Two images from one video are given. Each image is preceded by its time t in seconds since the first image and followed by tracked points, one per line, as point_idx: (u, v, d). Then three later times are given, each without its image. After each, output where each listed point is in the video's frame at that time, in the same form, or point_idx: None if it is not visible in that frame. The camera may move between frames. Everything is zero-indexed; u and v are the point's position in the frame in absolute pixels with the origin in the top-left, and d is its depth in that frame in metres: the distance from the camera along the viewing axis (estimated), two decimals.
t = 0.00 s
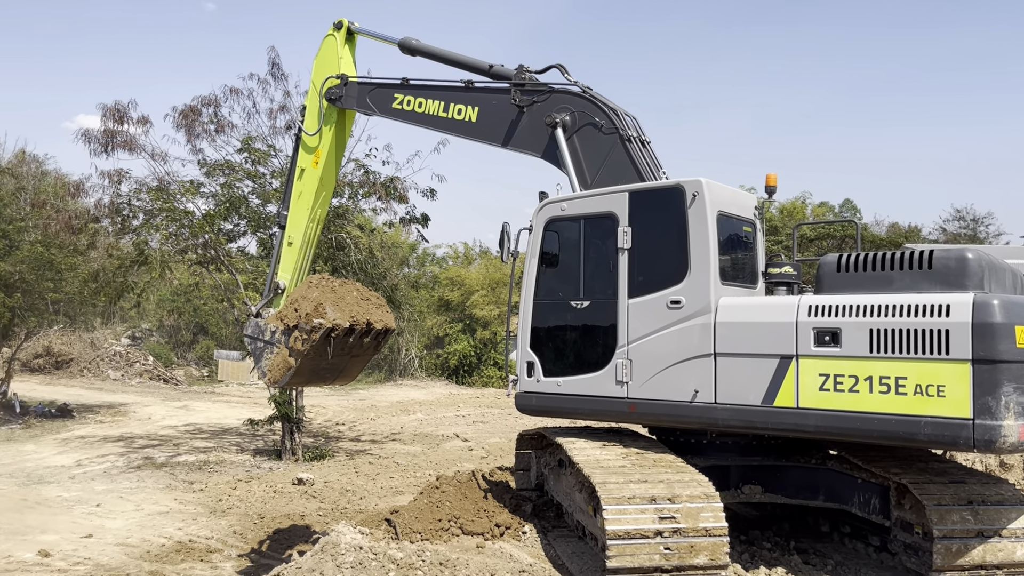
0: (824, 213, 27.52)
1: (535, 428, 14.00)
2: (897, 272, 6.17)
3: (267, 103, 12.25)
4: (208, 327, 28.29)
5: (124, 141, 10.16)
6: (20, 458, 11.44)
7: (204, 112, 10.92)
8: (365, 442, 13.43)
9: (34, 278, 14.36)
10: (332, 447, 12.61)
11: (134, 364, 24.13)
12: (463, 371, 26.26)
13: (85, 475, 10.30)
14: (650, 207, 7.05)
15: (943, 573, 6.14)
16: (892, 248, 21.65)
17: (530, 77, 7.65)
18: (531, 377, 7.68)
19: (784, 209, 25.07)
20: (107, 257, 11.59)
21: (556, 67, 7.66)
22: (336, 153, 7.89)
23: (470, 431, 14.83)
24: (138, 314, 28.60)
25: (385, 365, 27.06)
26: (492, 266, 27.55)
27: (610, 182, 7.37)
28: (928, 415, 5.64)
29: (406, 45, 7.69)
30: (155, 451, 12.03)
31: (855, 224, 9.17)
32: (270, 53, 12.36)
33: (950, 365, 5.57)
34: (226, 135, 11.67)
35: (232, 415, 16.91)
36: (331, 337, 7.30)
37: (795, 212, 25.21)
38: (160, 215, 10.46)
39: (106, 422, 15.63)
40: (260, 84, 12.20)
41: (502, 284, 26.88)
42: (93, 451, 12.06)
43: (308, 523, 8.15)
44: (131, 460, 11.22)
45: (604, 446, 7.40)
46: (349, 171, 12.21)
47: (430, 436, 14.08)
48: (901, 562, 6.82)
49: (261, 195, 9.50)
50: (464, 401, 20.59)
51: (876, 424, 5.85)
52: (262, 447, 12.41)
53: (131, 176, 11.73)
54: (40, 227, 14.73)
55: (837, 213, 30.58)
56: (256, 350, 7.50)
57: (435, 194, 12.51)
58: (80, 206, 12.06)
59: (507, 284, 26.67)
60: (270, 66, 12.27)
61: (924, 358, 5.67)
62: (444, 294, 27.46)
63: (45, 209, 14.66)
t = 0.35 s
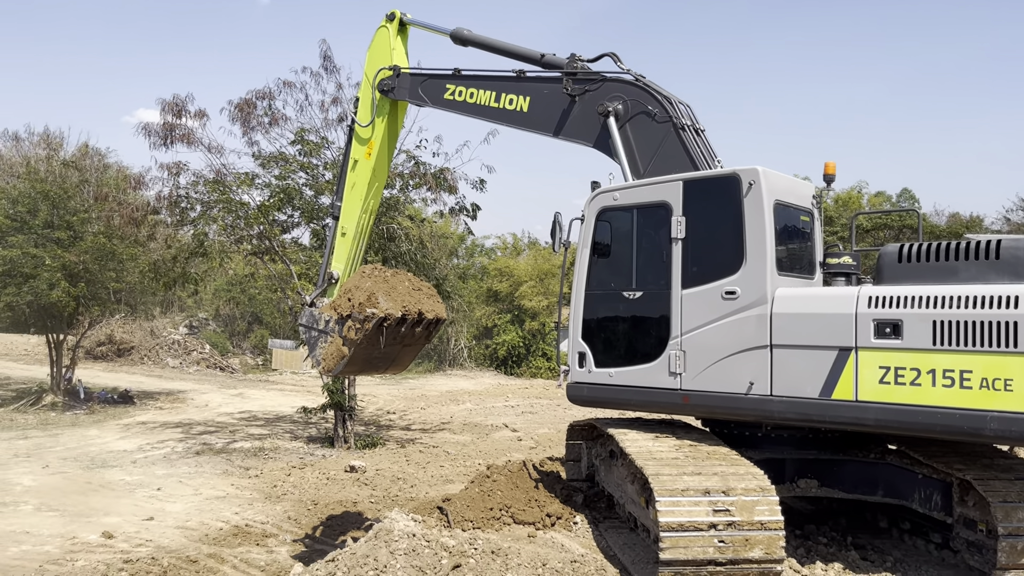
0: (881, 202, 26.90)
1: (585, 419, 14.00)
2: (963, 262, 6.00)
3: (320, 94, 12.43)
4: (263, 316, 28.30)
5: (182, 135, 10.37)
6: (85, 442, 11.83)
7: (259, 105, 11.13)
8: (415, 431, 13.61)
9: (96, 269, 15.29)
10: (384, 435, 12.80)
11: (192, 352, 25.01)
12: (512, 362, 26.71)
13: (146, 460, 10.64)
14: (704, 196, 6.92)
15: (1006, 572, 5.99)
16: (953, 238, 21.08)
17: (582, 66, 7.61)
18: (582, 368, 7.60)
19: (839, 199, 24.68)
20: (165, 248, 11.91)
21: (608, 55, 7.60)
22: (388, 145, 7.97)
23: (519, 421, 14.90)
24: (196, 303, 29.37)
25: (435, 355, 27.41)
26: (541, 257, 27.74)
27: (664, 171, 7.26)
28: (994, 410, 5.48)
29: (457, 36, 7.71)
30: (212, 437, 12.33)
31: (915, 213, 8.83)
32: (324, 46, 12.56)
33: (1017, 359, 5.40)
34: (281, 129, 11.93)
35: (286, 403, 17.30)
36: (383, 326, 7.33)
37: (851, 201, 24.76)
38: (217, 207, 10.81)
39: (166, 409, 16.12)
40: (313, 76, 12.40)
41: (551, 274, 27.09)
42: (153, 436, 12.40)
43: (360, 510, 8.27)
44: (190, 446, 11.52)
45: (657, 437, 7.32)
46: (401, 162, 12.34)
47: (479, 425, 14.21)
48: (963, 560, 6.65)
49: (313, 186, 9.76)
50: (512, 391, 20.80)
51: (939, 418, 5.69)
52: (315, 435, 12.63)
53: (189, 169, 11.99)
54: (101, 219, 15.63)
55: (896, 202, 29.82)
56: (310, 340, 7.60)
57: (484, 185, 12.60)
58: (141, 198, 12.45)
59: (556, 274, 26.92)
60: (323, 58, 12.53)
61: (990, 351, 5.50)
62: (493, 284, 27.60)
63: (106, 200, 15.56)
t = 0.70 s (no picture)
0: (950, 190, 26.36)
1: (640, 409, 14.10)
2: None
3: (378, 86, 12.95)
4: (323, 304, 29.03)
5: (245, 126, 10.64)
6: (154, 424, 12.28)
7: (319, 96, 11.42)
8: (470, 419, 13.84)
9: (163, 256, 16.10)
10: (440, 422, 13.06)
11: (254, 339, 25.79)
12: (567, 351, 27.10)
13: (211, 443, 11.04)
14: (768, 184, 6.72)
15: None
16: None
17: (642, 53, 7.52)
18: (640, 358, 7.44)
19: (905, 188, 24.43)
20: (230, 237, 12.37)
21: (669, 41, 7.46)
22: (447, 134, 8.00)
23: (573, 411, 15.12)
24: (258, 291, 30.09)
25: (491, 343, 28.71)
26: (596, 248, 28.89)
27: (726, 158, 7.08)
28: None
29: (516, 24, 7.69)
30: (273, 422, 12.69)
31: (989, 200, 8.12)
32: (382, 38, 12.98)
33: None
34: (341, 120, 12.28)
35: (345, 389, 17.79)
36: (441, 315, 7.35)
37: (916, 190, 24.48)
38: (279, 196, 11.17)
39: (230, 393, 16.70)
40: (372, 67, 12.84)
41: (606, 264, 28.30)
42: (217, 420, 12.78)
43: (418, 496, 8.43)
44: (253, 430, 11.89)
45: (717, 429, 7.15)
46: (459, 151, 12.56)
47: (534, 414, 14.43)
48: None
49: (373, 176, 10.05)
50: (567, 380, 21.24)
51: (1014, 413, 5.49)
52: (373, 421, 12.95)
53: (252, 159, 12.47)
54: (168, 209, 16.44)
55: (964, 192, 29.16)
56: (370, 327, 7.66)
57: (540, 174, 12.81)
58: (207, 188, 12.97)
59: (611, 265, 28.12)
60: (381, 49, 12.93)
61: None
62: (548, 274, 28.94)
63: (174, 190, 16.39)
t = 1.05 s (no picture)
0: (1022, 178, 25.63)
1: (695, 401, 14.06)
2: None
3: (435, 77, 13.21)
4: (379, 293, 29.64)
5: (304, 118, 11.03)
6: (216, 408, 12.63)
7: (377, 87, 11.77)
8: (524, 409, 14.00)
9: (225, 245, 16.44)
10: (494, 411, 13.27)
11: (312, 326, 26.33)
12: (620, 343, 27.75)
13: (270, 428, 11.34)
14: (833, 174, 6.43)
15: None
16: None
17: (702, 40, 7.33)
18: (698, 350, 7.25)
19: (974, 177, 23.76)
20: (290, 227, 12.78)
21: (730, 27, 7.25)
22: (503, 124, 8.02)
23: (627, 402, 15.14)
24: (317, 279, 30.64)
25: (545, 334, 29.30)
26: (652, 237, 28.42)
27: (789, 149, 6.82)
28: None
29: (574, 13, 7.64)
30: (331, 408, 12.97)
31: None
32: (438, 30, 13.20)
33: None
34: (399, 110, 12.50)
35: (401, 377, 18.11)
36: (496, 304, 7.27)
37: (987, 179, 23.71)
38: (337, 185, 11.53)
39: (288, 379, 17.16)
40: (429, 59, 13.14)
41: (661, 255, 27.80)
42: (276, 406, 13.10)
43: (472, 484, 8.55)
44: (311, 416, 12.17)
45: (777, 424, 6.83)
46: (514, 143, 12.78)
47: (588, 405, 14.53)
48: None
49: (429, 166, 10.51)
50: (621, 372, 21.26)
51: None
52: (427, 409, 13.19)
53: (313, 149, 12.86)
54: (230, 198, 16.99)
55: None
56: (427, 315, 7.66)
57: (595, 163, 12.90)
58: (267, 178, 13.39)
59: (667, 255, 27.52)
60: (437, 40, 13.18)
61: None
62: (602, 265, 28.62)
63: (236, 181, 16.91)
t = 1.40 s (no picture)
0: None
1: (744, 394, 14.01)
2: None
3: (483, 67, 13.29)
4: (426, 283, 30.12)
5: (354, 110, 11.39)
6: (267, 394, 12.92)
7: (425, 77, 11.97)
8: (570, 400, 14.15)
9: (278, 234, 16.84)
10: (539, 402, 13.44)
11: (361, 315, 26.70)
12: (668, 335, 27.12)
13: (319, 415, 11.55)
14: (889, 163, 5.95)
15: None
16: None
17: (755, 27, 7.08)
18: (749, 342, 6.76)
19: None
20: (339, 217, 13.09)
21: (784, 14, 6.98)
22: (551, 113, 8.01)
23: (674, 395, 15.13)
24: (366, 269, 31.00)
25: (591, 325, 29.55)
26: (701, 229, 28.48)
27: (843, 138, 6.45)
28: None
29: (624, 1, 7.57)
30: (378, 396, 13.20)
31: None
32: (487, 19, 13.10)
33: None
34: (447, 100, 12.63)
35: (448, 366, 18.37)
36: (543, 295, 7.05)
37: None
38: (386, 176, 11.86)
39: (338, 367, 17.54)
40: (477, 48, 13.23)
41: (711, 246, 27.94)
42: (325, 393, 13.36)
43: (517, 474, 8.67)
44: (359, 404, 12.39)
45: (829, 417, 6.36)
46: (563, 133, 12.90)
47: (634, 397, 14.58)
48: None
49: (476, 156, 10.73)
50: (668, 364, 21.29)
51: None
52: (474, 398, 13.48)
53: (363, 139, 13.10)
54: (281, 187, 17.20)
55: None
56: (473, 305, 7.54)
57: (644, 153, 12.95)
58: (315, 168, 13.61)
59: (716, 246, 27.75)
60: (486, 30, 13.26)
61: None
62: (650, 256, 28.87)
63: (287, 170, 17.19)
